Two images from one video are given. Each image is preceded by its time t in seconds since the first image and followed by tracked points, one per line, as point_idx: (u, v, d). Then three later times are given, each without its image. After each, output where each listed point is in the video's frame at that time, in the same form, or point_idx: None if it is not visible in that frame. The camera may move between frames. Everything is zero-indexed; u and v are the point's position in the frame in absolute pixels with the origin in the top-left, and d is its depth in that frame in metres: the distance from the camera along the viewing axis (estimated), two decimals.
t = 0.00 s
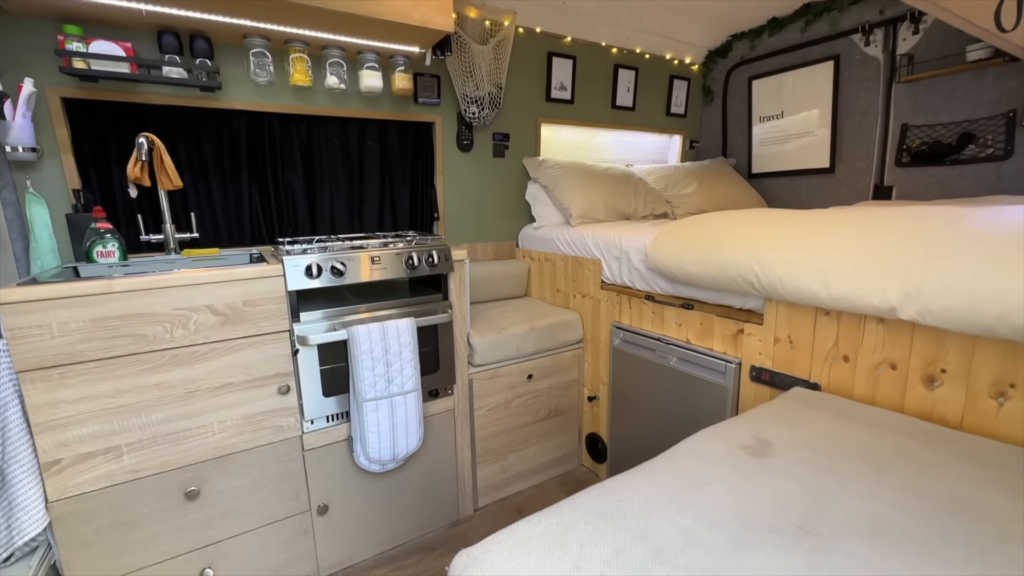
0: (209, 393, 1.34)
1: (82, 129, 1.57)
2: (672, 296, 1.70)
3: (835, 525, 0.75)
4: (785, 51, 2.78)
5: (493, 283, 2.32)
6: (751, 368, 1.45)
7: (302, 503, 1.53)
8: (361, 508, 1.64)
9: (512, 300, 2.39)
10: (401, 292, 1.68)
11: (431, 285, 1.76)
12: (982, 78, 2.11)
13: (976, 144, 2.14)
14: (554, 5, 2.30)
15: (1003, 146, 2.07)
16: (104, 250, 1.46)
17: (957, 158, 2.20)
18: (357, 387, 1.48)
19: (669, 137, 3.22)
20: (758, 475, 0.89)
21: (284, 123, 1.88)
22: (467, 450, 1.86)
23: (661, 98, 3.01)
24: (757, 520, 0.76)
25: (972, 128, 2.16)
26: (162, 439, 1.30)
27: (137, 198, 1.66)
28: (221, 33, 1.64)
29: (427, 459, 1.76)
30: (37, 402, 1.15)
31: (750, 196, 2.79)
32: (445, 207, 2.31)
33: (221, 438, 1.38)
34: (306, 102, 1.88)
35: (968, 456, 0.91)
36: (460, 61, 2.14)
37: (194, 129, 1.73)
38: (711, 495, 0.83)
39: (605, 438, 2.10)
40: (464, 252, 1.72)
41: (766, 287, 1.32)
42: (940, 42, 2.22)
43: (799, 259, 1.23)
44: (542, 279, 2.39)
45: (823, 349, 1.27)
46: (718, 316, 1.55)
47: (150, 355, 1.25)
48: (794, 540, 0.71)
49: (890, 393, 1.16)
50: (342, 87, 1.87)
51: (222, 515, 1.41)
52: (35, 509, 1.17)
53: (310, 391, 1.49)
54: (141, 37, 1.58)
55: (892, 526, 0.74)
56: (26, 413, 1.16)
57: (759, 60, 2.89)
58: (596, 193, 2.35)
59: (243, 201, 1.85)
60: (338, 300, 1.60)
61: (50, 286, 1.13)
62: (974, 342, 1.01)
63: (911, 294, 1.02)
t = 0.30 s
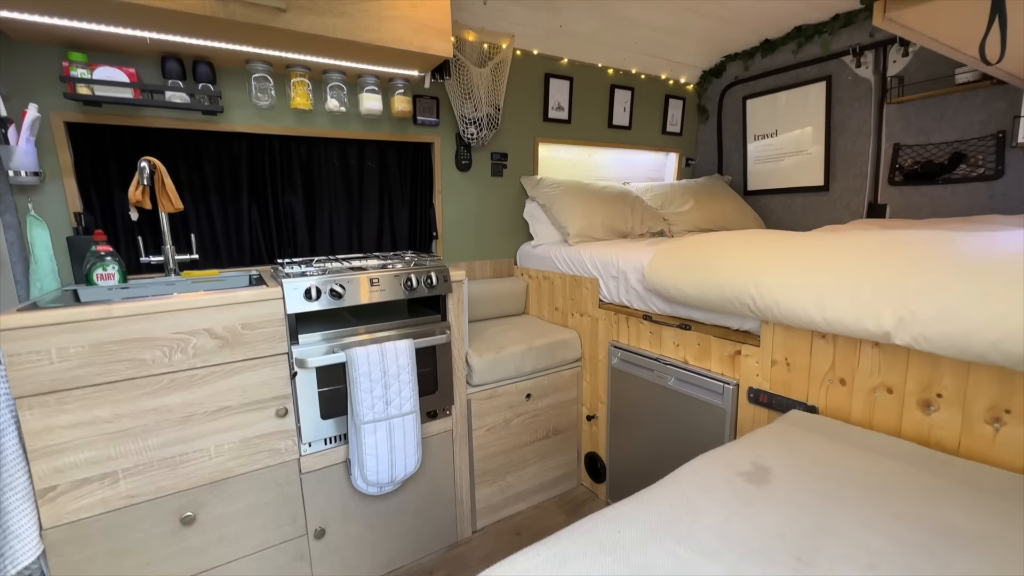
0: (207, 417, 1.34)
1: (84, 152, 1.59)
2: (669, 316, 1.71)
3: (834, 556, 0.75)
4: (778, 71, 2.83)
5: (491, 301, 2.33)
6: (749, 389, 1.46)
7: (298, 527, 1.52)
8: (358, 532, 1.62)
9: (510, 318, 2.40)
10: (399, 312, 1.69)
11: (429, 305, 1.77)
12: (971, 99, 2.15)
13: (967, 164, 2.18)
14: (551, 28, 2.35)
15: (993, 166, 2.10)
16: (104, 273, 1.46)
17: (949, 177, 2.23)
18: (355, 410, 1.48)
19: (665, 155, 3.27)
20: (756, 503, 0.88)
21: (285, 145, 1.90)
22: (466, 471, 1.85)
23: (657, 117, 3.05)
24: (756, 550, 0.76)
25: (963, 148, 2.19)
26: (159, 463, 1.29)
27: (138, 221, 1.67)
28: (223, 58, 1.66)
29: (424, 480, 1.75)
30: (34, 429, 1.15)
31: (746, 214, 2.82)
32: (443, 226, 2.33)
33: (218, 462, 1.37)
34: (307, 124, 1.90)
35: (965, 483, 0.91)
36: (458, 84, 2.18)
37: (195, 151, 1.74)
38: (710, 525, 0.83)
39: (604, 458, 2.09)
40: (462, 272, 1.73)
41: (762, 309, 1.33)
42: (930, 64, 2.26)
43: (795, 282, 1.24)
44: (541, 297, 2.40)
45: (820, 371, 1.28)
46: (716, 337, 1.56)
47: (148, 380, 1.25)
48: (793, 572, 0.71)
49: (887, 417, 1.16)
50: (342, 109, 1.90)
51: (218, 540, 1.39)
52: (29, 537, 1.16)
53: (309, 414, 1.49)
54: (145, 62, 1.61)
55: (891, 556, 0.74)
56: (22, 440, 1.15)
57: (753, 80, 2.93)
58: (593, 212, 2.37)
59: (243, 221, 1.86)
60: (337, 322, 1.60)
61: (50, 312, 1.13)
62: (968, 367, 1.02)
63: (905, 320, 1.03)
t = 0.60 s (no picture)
0: (206, 440, 1.34)
1: (87, 175, 1.60)
2: (669, 336, 1.72)
3: None
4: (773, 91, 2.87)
5: (491, 318, 2.34)
6: (749, 410, 1.46)
7: (297, 549, 1.51)
8: (356, 554, 1.61)
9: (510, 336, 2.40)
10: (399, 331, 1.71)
11: (429, 325, 1.77)
12: (963, 120, 2.18)
13: (961, 183, 2.20)
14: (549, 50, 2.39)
15: (987, 185, 2.12)
16: (105, 294, 1.46)
17: (943, 196, 2.26)
18: (355, 432, 1.48)
19: (663, 172, 3.30)
20: (756, 531, 0.88)
21: (287, 165, 1.92)
22: (465, 491, 1.84)
23: (654, 135, 3.09)
24: None
25: (957, 167, 2.22)
26: (158, 487, 1.29)
27: (141, 242, 1.69)
28: (227, 82, 1.69)
29: (424, 501, 1.74)
30: (34, 454, 1.15)
31: (743, 231, 2.84)
32: (443, 243, 2.35)
33: (217, 485, 1.37)
34: (308, 144, 1.93)
35: (964, 510, 0.91)
36: (458, 105, 2.21)
37: (198, 172, 1.76)
38: (711, 554, 0.83)
39: (604, 476, 2.07)
40: (462, 292, 1.74)
41: (760, 331, 1.34)
42: (922, 86, 2.30)
43: (792, 305, 1.25)
44: (540, 314, 2.40)
45: (818, 394, 1.28)
46: (715, 358, 1.57)
47: (149, 403, 1.26)
48: None
49: (886, 441, 1.17)
50: (343, 131, 1.92)
51: (216, 564, 1.39)
52: (26, 563, 1.15)
53: (308, 435, 1.49)
54: (151, 87, 1.63)
55: None
56: (21, 465, 1.15)
57: (748, 99, 2.98)
58: (592, 230, 2.39)
59: (244, 240, 1.87)
60: (337, 343, 1.61)
61: (52, 337, 1.14)
62: (965, 393, 1.03)
63: (901, 345, 1.04)
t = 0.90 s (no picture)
0: (207, 461, 1.34)
1: (92, 196, 1.62)
2: (669, 355, 1.73)
3: None
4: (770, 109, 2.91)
5: (491, 335, 2.35)
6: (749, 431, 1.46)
7: (296, 571, 1.50)
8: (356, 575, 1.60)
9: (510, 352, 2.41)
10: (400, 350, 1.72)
11: (430, 343, 1.78)
12: (957, 139, 2.21)
13: (957, 201, 2.23)
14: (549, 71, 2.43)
15: (982, 203, 2.15)
16: (109, 314, 1.47)
17: (940, 213, 2.28)
18: (355, 452, 1.48)
19: (661, 188, 3.33)
20: (757, 557, 0.88)
21: (290, 185, 1.95)
22: (466, 510, 1.83)
23: (653, 152, 3.13)
24: None
25: (952, 185, 2.24)
26: (158, 509, 1.29)
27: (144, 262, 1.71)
28: (233, 105, 1.72)
29: (424, 520, 1.73)
30: (35, 477, 1.15)
31: (742, 247, 2.86)
32: (444, 260, 2.36)
33: (217, 507, 1.36)
34: (311, 164, 1.95)
35: (964, 535, 0.91)
36: (459, 125, 2.24)
37: (202, 192, 1.79)
38: None
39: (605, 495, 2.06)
40: (463, 311, 1.75)
41: (759, 352, 1.34)
42: (916, 106, 2.34)
43: (791, 327, 1.26)
44: (541, 331, 2.41)
45: (818, 415, 1.29)
46: (715, 377, 1.57)
47: (151, 425, 1.26)
48: None
49: (886, 463, 1.17)
50: (346, 151, 1.95)
51: None
52: None
53: (309, 456, 1.49)
54: (157, 110, 1.66)
55: None
56: (22, 488, 1.15)
57: (745, 117, 3.02)
58: (592, 247, 2.41)
59: (247, 258, 1.89)
60: (338, 362, 1.61)
61: (56, 360, 1.14)
62: (964, 416, 1.03)
63: (899, 368, 1.05)
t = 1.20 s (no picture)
0: (208, 481, 1.34)
1: (99, 216, 1.64)
2: (670, 372, 1.73)
3: None
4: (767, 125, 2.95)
5: (492, 350, 2.36)
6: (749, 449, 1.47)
7: None
8: None
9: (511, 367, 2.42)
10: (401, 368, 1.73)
11: (431, 360, 1.79)
12: (952, 156, 2.23)
13: (953, 217, 2.25)
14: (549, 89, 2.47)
15: (979, 220, 2.17)
16: (113, 333, 1.49)
17: (936, 230, 2.31)
18: (357, 471, 1.48)
19: (660, 203, 3.36)
20: None
21: (293, 203, 1.97)
22: (466, 528, 1.83)
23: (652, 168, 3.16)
24: None
25: (948, 202, 2.26)
26: (159, 529, 1.29)
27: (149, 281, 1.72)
28: (238, 126, 1.75)
29: (425, 538, 1.73)
30: (38, 498, 1.15)
31: (741, 261, 2.88)
32: (445, 276, 2.38)
33: (218, 526, 1.36)
34: (315, 182, 1.97)
35: (964, 558, 0.92)
36: (461, 143, 2.27)
37: (206, 211, 1.81)
38: None
39: (606, 511, 2.06)
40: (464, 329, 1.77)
41: (759, 371, 1.35)
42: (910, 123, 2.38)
43: (789, 347, 1.27)
44: (541, 346, 2.42)
45: (818, 435, 1.30)
46: (715, 396, 1.58)
47: (154, 445, 1.27)
48: None
49: (886, 483, 1.18)
50: (349, 170, 1.97)
51: None
52: None
53: (310, 475, 1.49)
54: (164, 130, 1.69)
55: None
56: (25, 508, 1.16)
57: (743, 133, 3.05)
58: (592, 262, 2.42)
59: (250, 276, 1.90)
60: (340, 380, 1.62)
61: (61, 381, 1.15)
62: (962, 439, 1.04)
63: (897, 390, 1.06)
